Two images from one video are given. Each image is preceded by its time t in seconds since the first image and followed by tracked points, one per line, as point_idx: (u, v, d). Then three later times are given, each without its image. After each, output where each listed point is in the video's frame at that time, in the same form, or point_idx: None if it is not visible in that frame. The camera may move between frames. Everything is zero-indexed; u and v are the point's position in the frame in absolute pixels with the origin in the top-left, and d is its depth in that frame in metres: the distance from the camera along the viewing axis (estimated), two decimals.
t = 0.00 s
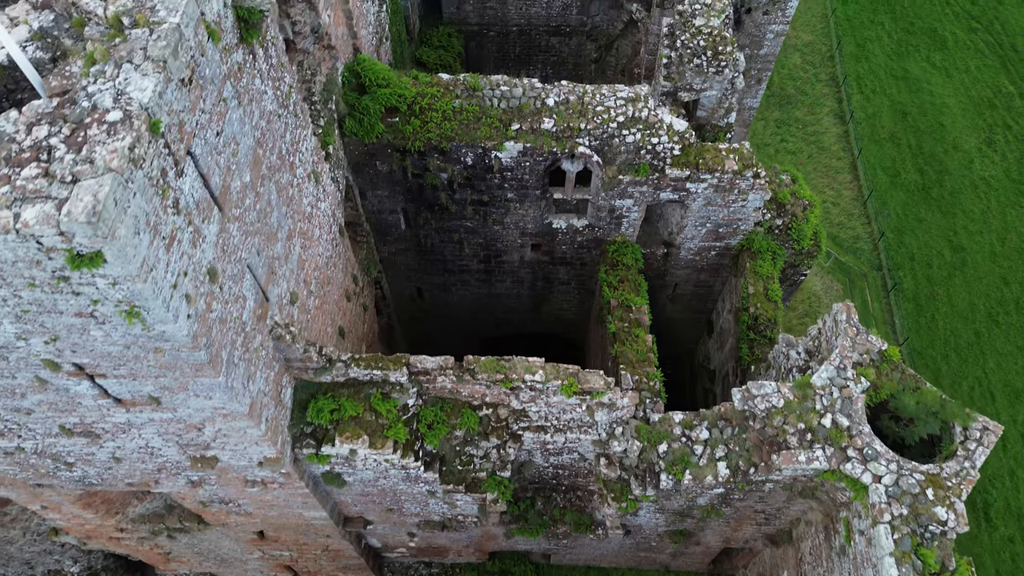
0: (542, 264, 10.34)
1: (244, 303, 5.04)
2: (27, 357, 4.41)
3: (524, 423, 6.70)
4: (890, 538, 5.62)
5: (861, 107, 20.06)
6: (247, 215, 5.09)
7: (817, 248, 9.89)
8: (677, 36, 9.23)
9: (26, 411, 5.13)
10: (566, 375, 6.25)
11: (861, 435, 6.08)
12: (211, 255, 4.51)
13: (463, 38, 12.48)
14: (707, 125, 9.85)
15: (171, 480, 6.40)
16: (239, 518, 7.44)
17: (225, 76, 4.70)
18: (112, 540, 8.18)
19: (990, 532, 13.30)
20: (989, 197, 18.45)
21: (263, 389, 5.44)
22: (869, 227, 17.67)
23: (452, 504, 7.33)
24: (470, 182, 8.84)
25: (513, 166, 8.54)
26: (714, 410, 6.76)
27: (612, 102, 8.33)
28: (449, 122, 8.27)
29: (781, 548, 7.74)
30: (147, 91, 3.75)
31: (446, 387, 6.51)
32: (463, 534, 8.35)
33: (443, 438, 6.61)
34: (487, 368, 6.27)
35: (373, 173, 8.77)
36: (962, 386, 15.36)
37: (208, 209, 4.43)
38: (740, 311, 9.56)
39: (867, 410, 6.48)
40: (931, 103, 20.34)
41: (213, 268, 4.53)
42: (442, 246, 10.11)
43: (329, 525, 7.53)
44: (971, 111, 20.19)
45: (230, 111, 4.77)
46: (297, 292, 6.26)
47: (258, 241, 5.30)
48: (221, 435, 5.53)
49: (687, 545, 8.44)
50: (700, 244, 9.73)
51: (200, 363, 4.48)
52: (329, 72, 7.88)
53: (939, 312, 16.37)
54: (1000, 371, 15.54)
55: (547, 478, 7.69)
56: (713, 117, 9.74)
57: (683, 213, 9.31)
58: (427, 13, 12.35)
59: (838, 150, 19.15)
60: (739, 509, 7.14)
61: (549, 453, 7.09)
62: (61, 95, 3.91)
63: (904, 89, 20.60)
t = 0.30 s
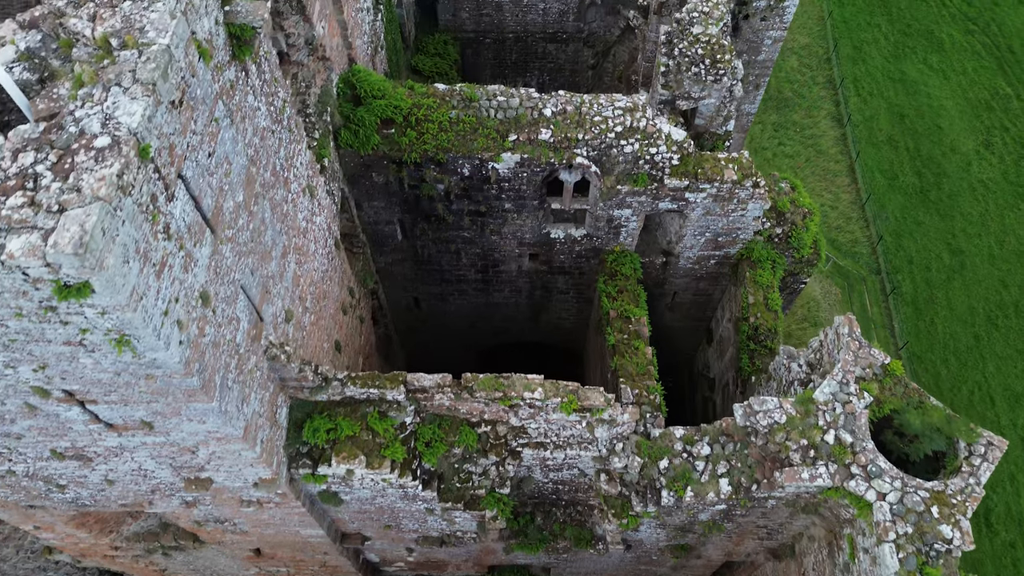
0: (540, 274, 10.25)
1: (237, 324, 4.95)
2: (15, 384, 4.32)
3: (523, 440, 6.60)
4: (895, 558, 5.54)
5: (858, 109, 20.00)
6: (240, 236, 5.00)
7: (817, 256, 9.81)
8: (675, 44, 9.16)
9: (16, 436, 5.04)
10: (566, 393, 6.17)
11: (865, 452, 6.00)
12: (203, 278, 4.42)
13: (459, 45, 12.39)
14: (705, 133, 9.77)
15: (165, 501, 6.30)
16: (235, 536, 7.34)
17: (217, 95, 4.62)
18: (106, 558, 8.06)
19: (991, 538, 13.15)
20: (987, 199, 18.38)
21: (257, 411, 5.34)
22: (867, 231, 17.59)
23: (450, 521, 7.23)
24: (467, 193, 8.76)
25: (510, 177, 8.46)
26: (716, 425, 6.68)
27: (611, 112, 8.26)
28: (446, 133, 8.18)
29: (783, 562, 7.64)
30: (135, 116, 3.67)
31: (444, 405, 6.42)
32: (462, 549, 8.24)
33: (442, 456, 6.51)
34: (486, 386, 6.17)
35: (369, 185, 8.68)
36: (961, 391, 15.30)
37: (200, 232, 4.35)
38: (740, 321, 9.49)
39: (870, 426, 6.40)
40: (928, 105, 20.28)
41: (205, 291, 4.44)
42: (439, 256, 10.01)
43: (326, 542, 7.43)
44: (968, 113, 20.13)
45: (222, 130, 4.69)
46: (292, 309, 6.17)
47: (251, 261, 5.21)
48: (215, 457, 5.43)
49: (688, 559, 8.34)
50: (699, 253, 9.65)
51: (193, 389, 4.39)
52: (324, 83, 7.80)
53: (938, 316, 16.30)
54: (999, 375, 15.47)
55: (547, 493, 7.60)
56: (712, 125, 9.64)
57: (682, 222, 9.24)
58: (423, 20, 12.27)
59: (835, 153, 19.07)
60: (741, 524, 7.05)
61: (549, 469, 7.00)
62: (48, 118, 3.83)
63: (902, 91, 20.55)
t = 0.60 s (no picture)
0: (538, 282, 10.17)
1: (231, 345, 4.87)
2: (4, 410, 4.22)
3: (522, 455, 6.50)
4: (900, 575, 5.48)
5: (855, 112, 19.96)
6: (233, 255, 4.92)
7: (817, 263, 9.74)
8: (673, 51, 9.07)
9: (6, 459, 4.94)
10: (565, 408, 6.10)
11: (868, 467, 5.94)
12: (196, 300, 4.34)
13: (455, 51, 12.31)
14: (704, 140, 9.74)
15: (159, 520, 6.20)
16: (230, 553, 7.24)
17: (208, 113, 4.54)
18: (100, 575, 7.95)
19: (992, 543, 12.81)
20: (984, 202, 18.32)
21: (252, 431, 5.26)
22: (865, 234, 17.52)
23: (449, 536, 7.13)
24: (464, 203, 8.69)
25: (507, 187, 8.39)
26: (717, 439, 6.61)
27: (608, 121, 8.21)
28: (442, 144, 8.11)
29: None
30: (124, 139, 3.59)
31: (442, 421, 6.33)
32: (460, 563, 8.14)
33: (440, 473, 6.42)
34: (485, 403, 6.09)
35: (364, 195, 8.60)
36: (960, 394, 15.23)
37: (192, 253, 4.26)
38: (740, 330, 9.41)
39: (874, 440, 6.32)
40: (925, 107, 20.24)
41: (198, 314, 4.35)
42: (436, 266, 9.93)
43: (323, 558, 7.33)
44: (965, 115, 20.09)
45: (215, 149, 4.60)
46: (287, 326, 6.08)
47: (245, 279, 5.13)
48: (210, 478, 5.33)
49: (689, 572, 8.25)
50: (698, 261, 9.58)
51: (186, 414, 4.30)
52: (318, 94, 7.71)
53: (937, 319, 16.24)
54: (998, 379, 15.42)
55: (547, 507, 7.51)
56: (710, 133, 9.63)
57: (681, 231, 9.17)
58: (419, 26, 12.18)
59: (833, 155, 18.99)
60: (743, 538, 6.96)
61: (549, 484, 6.91)
62: (36, 140, 3.74)
63: (898, 93, 20.50)
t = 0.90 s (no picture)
0: (536, 290, 10.09)
1: (225, 363, 4.79)
2: None
3: (522, 469, 6.41)
4: None
5: (852, 113, 19.90)
6: (227, 272, 4.84)
7: (817, 270, 9.67)
8: (670, 57, 8.99)
9: None
10: (565, 423, 6.02)
11: (872, 480, 5.88)
12: (189, 320, 4.25)
13: (452, 57, 12.23)
14: (703, 146, 9.66)
15: (153, 538, 6.10)
16: (227, 569, 7.15)
17: (201, 128, 4.46)
18: None
19: (993, 546, 12.54)
20: (983, 203, 18.26)
21: (247, 450, 5.17)
22: (863, 236, 17.45)
23: (448, 550, 7.04)
24: (462, 212, 8.61)
25: (505, 195, 8.32)
26: (718, 452, 6.53)
27: (606, 129, 8.14)
28: (439, 152, 8.03)
29: None
30: (114, 159, 3.51)
31: (440, 435, 6.24)
32: None
33: (438, 488, 6.32)
34: (484, 417, 6.01)
35: (361, 205, 8.52)
36: (960, 397, 15.18)
37: (184, 273, 4.18)
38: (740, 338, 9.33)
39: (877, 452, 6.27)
40: (923, 108, 20.18)
41: (191, 334, 4.27)
42: (434, 274, 9.85)
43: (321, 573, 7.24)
44: (962, 115, 20.03)
45: (207, 165, 4.53)
46: (283, 341, 5.99)
47: (239, 296, 5.05)
48: (204, 498, 5.24)
49: None
50: (697, 268, 9.51)
51: (179, 436, 4.22)
52: (313, 103, 7.63)
53: (936, 322, 16.18)
54: (998, 382, 15.37)
55: (547, 519, 7.42)
56: (708, 138, 9.54)
57: (680, 238, 9.10)
58: (415, 31, 12.10)
59: (831, 157, 18.91)
60: (745, 551, 6.88)
61: (548, 497, 6.82)
62: (24, 160, 3.66)
63: (896, 94, 20.44)
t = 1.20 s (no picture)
0: (535, 298, 10.02)
1: (221, 383, 4.71)
2: None
3: (522, 483, 6.33)
4: None
5: (851, 115, 19.84)
6: (222, 290, 4.76)
7: (818, 277, 9.61)
8: (669, 64, 8.94)
9: None
10: (567, 438, 5.95)
11: (877, 495, 5.82)
12: (183, 341, 4.18)
13: (449, 62, 12.16)
14: (702, 152, 9.58)
15: (149, 556, 6.02)
16: None
17: (195, 145, 4.39)
18: None
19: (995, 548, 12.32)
20: (982, 205, 18.21)
21: (244, 469, 5.10)
22: (863, 239, 17.37)
23: (448, 565, 6.94)
24: (460, 221, 8.55)
25: (504, 204, 8.25)
26: (721, 465, 6.46)
27: (605, 137, 8.09)
28: (437, 162, 7.96)
29: None
30: (105, 182, 3.44)
31: (440, 450, 6.16)
32: None
33: (438, 503, 6.23)
34: (483, 433, 5.92)
35: (358, 214, 8.44)
36: (960, 400, 15.14)
37: (179, 294, 4.11)
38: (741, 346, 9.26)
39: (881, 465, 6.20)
40: (921, 110, 20.12)
41: (186, 355, 4.19)
42: (432, 282, 9.77)
43: None
44: (961, 117, 19.99)
45: (202, 182, 4.45)
46: (280, 356, 5.91)
47: (235, 313, 4.97)
48: (201, 518, 5.16)
49: None
50: (697, 275, 9.45)
51: (174, 460, 4.14)
52: (310, 112, 7.56)
53: (936, 325, 16.13)
54: (998, 385, 15.33)
55: (547, 532, 7.34)
56: (708, 145, 9.46)
57: (680, 246, 9.04)
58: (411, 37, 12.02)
59: (829, 160, 18.84)
60: (748, 564, 6.81)
61: (549, 510, 6.72)
62: (14, 181, 3.59)
63: (894, 96, 20.39)
